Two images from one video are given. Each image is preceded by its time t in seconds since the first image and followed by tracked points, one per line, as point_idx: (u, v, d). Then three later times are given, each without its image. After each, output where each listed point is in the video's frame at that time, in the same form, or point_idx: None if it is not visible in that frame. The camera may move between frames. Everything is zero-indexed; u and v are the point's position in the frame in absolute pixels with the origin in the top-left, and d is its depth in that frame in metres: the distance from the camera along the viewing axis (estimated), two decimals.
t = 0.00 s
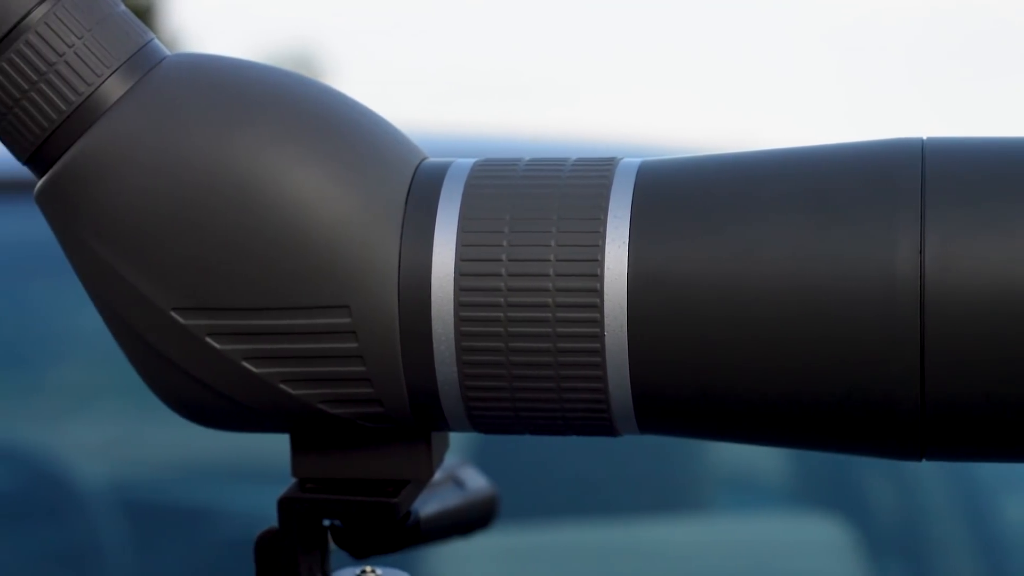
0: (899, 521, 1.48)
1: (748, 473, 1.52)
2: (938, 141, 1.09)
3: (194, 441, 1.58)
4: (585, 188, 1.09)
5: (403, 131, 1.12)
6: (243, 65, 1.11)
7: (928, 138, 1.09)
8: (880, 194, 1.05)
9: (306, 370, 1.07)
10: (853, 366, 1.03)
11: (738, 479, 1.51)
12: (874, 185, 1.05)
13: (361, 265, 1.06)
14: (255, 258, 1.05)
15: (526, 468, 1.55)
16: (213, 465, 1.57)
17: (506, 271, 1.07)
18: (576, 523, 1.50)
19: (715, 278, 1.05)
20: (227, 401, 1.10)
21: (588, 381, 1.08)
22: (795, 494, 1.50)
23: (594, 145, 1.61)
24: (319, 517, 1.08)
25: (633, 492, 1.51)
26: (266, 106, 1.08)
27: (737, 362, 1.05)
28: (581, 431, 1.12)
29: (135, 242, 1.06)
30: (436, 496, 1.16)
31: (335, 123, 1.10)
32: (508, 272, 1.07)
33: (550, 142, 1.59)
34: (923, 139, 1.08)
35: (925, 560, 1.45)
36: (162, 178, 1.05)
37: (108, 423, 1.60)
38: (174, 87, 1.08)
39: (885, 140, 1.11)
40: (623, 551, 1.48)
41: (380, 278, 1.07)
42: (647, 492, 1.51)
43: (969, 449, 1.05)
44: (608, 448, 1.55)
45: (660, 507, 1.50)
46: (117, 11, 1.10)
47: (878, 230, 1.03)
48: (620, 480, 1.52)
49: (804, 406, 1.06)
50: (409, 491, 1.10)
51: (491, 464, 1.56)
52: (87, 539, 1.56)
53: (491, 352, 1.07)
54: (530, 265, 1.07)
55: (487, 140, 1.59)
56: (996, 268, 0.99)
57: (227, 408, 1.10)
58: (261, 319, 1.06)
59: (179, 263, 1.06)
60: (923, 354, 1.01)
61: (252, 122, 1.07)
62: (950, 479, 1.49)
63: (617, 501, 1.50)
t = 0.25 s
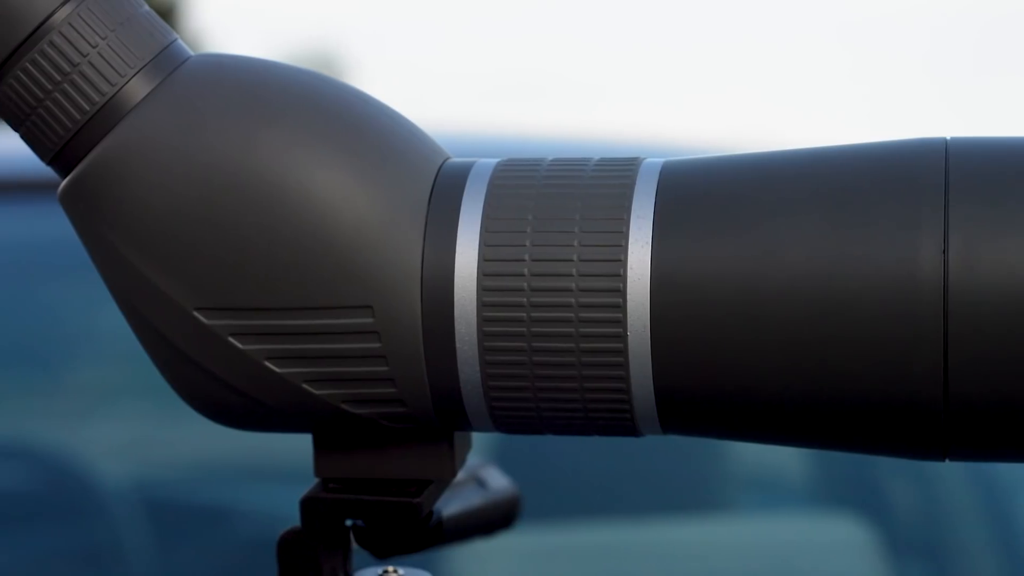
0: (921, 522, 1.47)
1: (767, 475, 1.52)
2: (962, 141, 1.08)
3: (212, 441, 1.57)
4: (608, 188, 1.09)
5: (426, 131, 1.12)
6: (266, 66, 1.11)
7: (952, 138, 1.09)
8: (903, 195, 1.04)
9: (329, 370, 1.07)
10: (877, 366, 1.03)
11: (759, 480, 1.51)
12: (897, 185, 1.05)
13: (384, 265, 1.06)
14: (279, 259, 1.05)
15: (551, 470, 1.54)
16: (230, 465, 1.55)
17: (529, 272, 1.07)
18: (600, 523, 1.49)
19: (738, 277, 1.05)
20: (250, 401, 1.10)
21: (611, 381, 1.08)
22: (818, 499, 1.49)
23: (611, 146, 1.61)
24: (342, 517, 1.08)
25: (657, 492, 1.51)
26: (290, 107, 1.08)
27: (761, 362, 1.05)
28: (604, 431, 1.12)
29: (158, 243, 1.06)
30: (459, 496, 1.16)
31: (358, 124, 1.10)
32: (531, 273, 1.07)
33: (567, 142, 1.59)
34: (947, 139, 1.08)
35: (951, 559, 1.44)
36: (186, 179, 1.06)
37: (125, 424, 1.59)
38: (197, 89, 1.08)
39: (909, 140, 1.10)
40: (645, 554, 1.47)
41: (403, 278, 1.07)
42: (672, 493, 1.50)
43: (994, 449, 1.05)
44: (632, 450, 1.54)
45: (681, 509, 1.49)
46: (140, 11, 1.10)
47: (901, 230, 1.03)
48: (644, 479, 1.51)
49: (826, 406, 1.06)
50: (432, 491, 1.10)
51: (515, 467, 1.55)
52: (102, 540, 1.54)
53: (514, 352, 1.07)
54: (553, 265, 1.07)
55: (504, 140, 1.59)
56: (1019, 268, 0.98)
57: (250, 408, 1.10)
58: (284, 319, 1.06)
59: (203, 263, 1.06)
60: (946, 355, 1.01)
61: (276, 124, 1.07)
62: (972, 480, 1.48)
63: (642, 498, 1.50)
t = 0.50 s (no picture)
0: (942, 523, 1.50)
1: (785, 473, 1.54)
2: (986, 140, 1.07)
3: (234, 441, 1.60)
4: (630, 187, 1.09)
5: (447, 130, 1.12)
6: (287, 66, 1.11)
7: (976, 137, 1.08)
8: (926, 194, 1.04)
9: (351, 370, 1.07)
10: (900, 367, 1.03)
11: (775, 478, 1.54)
12: (920, 185, 1.05)
13: (406, 265, 1.06)
14: (301, 259, 1.06)
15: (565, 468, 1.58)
16: (250, 465, 1.59)
17: (551, 271, 1.07)
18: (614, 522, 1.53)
19: (762, 277, 1.05)
20: (272, 400, 1.10)
21: (633, 381, 1.07)
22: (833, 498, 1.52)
23: (627, 145, 1.61)
24: (364, 517, 1.08)
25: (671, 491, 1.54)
26: (311, 107, 1.08)
27: (783, 363, 1.05)
28: (626, 431, 1.12)
29: (180, 243, 1.06)
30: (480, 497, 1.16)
31: (379, 123, 1.10)
32: (553, 272, 1.07)
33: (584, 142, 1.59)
34: (972, 137, 1.07)
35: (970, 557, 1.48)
36: (208, 179, 1.06)
37: (146, 424, 1.62)
38: (218, 89, 1.08)
39: (934, 138, 1.10)
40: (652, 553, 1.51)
41: (425, 278, 1.07)
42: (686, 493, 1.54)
43: (1018, 449, 1.05)
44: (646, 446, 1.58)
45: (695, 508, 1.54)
46: (163, 12, 1.10)
47: (923, 230, 1.02)
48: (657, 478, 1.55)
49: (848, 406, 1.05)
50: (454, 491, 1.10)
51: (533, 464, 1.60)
52: (122, 539, 1.58)
53: (536, 352, 1.07)
54: (575, 265, 1.07)
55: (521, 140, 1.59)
56: None
57: (272, 407, 1.10)
58: (307, 319, 1.06)
59: (225, 264, 1.06)
60: (969, 355, 1.00)
61: (297, 124, 1.07)
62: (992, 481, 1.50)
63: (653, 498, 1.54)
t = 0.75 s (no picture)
0: (966, 521, 1.54)
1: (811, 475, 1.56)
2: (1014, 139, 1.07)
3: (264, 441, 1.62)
4: (655, 187, 1.09)
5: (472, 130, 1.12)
6: (310, 66, 1.11)
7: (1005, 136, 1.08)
8: (952, 193, 1.03)
9: (375, 370, 1.07)
10: (926, 368, 1.02)
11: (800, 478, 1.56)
12: (946, 184, 1.04)
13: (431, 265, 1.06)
14: (325, 259, 1.06)
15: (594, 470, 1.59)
16: (272, 464, 1.61)
17: (575, 271, 1.07)
18: (646, 524, 1.55)
19: (786, 277, 1.04)
20: (296, 400, 1.10)
21: (657, 381, 1.07)
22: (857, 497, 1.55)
23: (644, 145, 1.61)
24: (388, 517, 1.09)
25: (702, 493, 1.56)
26: (335, 106, 1.08)
27: (808, 363, 1.05)
28: (650, 431, 1.12)
29: (205, 244, 1.06)
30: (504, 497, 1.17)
31: (403, 123, 1.10)
32: (577, 272, 1.07)
33: (602, 143, 1.59)
34: (1000, 136, 1.06)
35: (995, 557, 1.53)
36: (233, 180, 1.06)
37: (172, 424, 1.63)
38: (242, 89, 1.08)
39: (961, 138, 1.09)
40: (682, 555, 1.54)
41: (450, 278, 1.07)
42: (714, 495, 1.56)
43: None
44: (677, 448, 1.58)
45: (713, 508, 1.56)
46: (187, 13, 1.10)
47: (949, 230, 1.01)
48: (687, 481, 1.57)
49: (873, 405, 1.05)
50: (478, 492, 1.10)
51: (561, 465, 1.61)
52: (153, 540, 1.60)
53: (560, 352, 1.07)
54: (599, 265, 1.07)
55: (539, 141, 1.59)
56: None
57: (296, 407, 1.11)
58: (331, 319, 1.06)
59: (249, 264, 1.06)
60: (995, 355, 1.00)
61: (321, 124, 1.07)
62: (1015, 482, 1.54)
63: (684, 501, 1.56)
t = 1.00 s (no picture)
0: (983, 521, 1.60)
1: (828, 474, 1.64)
2: None
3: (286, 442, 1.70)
4: (677, 187, 1.09)
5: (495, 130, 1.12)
6: (333, 67, 1.11)
7: None
8: (975, 192, 1.02)
9: (398, 370, 1.08)
10: (949, 368, 1.01)
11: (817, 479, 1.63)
12: (970, 183, 1.03)
13: (454, 265, 1.07)
14: (349, 259, 1.06)
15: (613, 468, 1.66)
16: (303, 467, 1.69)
17: (598, 272, 1.07)
18: (659, 524, 1.63)
19: (809, 277, 1.04)
20: (319, 400, 1.10)
21: (679, 382, 1.07)
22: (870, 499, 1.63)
23: (659, 146, 1.61)
24: (410, 517, 1.09)
25: (717, 494, 1.64)
26: (359, 107, 1.08)
27: (830, 362, 1.04)
28: (672, 432, 1.12)
29: (228, 244, 1.07)
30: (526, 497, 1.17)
31: (426, 123, 1.10)
32: (600, 273, 1.07)
33: (617, 145, 1.60)
34: None
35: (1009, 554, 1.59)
36: (256, 180, 1.06)
37: (191, 424, 1.70)
38: (265, 89, 1.08)
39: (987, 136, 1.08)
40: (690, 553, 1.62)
41: (472, 278, 1.07)
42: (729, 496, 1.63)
43: None
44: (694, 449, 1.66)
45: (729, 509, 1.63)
46: (209, 13, 1.11)
47: (971, 229, 1.00)
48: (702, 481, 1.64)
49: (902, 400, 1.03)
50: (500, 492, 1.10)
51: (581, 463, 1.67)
52: (175, 538, 1.66)
53: (582, 352, 1.07)
54: (622, 265, 1.07)
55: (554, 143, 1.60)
56: None
57: (318, 407, 1.11)
58: (353, 319, 1.06)
59: (273, 264, 1.06)
60: (1020, 355, 0.98)
61: (344, 124, 1.07)
62: None
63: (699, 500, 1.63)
